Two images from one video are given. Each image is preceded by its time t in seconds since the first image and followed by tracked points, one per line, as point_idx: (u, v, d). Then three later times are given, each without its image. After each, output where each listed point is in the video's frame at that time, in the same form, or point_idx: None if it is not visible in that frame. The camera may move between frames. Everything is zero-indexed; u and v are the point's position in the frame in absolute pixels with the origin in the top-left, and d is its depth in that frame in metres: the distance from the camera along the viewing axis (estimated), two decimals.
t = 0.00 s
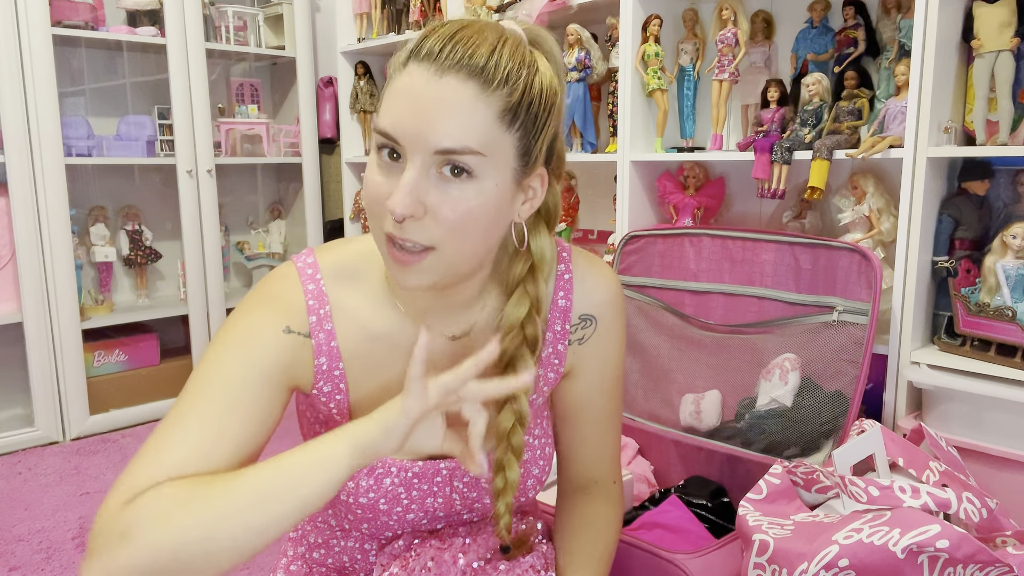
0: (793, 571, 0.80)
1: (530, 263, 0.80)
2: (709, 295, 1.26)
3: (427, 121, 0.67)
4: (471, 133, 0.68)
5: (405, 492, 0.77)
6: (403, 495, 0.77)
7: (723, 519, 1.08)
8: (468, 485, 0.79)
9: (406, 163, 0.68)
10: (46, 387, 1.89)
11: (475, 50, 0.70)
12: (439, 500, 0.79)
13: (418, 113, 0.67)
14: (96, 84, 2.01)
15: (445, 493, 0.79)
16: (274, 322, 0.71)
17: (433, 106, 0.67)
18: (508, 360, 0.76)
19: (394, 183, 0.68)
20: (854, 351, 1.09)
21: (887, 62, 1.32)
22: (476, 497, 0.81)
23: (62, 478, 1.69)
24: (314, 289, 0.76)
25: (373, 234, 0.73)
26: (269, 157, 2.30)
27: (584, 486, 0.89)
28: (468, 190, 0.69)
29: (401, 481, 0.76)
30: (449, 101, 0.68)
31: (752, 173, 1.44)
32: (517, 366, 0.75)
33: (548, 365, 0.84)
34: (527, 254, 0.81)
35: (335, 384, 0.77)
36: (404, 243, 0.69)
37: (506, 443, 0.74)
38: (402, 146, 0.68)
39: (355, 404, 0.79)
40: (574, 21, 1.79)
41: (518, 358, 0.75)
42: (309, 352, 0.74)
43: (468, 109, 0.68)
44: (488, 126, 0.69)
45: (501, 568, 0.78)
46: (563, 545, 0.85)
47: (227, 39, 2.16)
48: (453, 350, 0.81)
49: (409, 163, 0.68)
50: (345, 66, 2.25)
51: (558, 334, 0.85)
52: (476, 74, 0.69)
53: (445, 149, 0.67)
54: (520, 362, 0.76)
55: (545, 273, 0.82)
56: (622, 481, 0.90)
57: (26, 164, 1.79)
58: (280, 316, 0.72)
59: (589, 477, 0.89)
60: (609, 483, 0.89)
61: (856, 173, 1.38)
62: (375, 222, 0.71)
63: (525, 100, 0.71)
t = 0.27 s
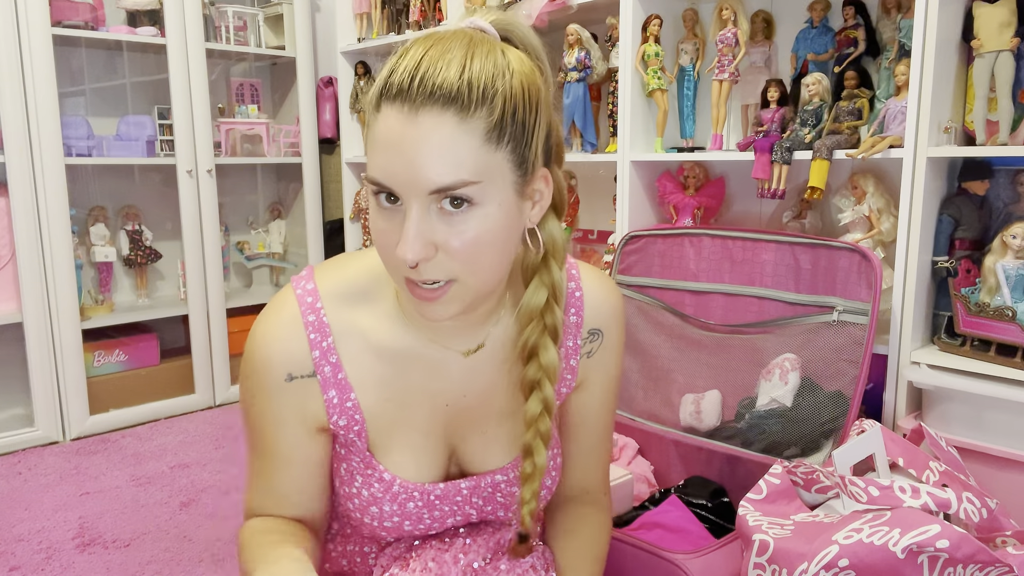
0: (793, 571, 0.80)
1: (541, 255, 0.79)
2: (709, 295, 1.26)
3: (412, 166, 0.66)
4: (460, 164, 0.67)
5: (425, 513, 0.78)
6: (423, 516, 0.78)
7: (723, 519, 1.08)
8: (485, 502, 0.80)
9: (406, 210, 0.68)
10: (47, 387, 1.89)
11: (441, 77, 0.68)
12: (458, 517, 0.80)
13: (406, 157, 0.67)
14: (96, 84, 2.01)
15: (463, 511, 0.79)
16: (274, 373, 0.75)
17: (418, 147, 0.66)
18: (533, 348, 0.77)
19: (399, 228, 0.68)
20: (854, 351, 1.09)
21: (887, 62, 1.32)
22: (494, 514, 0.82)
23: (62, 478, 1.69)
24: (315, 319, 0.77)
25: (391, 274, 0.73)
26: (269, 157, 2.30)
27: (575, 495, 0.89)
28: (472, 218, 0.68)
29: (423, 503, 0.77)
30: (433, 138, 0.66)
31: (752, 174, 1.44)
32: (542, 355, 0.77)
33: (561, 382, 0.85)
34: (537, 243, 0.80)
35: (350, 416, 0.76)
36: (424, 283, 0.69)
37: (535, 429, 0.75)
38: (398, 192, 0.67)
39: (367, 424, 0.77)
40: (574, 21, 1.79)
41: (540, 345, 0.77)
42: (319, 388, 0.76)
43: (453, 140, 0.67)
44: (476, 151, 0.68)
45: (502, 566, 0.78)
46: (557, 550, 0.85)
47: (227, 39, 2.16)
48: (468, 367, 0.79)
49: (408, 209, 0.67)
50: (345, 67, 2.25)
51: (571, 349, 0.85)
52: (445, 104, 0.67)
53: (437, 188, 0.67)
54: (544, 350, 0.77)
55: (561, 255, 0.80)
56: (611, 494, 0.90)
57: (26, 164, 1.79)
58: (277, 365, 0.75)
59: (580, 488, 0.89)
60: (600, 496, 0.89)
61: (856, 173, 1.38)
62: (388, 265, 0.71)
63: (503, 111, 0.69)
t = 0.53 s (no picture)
0: (793, 571, 0.80)
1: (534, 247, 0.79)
2: (709, 295, 1.27)
3: (425, 156, 0.66)
4: (470, 156, 0.67)
5: (421, 502, 0.78)
6: (418, 505, 0.78)
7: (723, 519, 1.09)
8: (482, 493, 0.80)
9: (414, 200, 0.68)
10: (46, 387, 1.89)
11: (453, 69, 0.68)
12: (452, 506, 0.79)
13: (416, 148, 0.66)
14: (96, 84, 2.01)
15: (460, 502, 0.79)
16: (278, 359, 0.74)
17: (428, 138, 0.66)
18: (522, 344, 0.78)
19: (406, 219, 0.68)
20: (854, 351, 1.09)
21: (887, 62, 1.32)
22: (490, 501, 0.81)
23: (62, 478, 1.69)
24: (320, 307, 0.77)
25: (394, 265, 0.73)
26: (269, 157, 2.30)
27: (578, 492, 0.88)
28: (478, 211, 0.69)
29: (417, 491, 0.77)
30: (443, 130, 0.67)
31: (752, 174, 1.44)
32: (531, 350, 0.77)
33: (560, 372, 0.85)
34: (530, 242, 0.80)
35: (348, 402, 0.77)
36: (427, 274, 0.69)
37: (527, 423, 0.76)
38: (406, 182, 0.67)
39: (365, 413, 0.78)
40: (574, 21, 1.79)
41: (530, 341, 0.77)
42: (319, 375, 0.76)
43: (463, 132, 0.67)
44: (486, 144, 0.68)
45: (507, 568, 0.78)
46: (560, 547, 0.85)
47: (227, 39, 2.16)
48: (467, 357, 0.80)
49: (416, 200, 0.67)
50: (344, 66, 2.25)
51: (569, 341, 0.85)
52: (460, 96, 0.67)
53: (447, 179, 0.67)
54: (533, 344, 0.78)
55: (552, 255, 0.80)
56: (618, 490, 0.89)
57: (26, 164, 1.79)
58: (281, 348, 0.74)
59: (585, 484, 0.89)
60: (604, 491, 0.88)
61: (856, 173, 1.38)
62: (392, 255, 0.71)
63: (515, 107, 0.70)
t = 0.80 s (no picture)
0: (793, 571, 0.80)
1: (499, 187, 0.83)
2: (709, 295, 1.27)
3: (402, 113, 0.69)
4: (443, 104, 0.70)
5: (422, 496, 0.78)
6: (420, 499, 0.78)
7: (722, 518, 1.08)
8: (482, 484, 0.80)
9: (399, 150, 0.70)
10: (46, 387, 1.89)
11: (418, 39, 0.71)
12: (456, 499, 0.80)
13: (396, 104, 0.69)
14: (96, 84, 2.01)
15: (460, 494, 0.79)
16: (291, 286, 0.75)
17: (406, 96, 0.69)
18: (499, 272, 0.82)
19: (395, 167, 0.70)
20: (854, 351, 1.09)
21: (887, 62, 1.32)
22: (491, 494, 0.83)
23: (62, 478, 1.69)
24: (326, 244, 0.78)
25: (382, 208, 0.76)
26: (269, 157, 2.30)
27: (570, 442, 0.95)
28: (457, 153, 0.72)
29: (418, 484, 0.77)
30: (417, 89, 0.69)
31: (752, 174, 1.44)
32: (508, 276, 0.82)
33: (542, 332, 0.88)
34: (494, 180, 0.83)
35: (354, 328, 0.76)
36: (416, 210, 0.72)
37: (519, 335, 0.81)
38: (390, 133, 0.69)
39: (369, 341, 0.76)
40: (574, 21, 1.79)
41: (507, 269, 0.82)
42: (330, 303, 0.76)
43: (435, 88, 0.70)
44: (456, 98, 0.71)
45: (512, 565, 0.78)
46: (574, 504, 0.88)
47: (227, 39, 2.16)
48: (458, 290, 0.82)
49: (402, 149, 0.70)
50: (344, 67, 2.25)
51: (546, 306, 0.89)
52: (427, 60, 0.70)
53: (426, 126, 0.70)
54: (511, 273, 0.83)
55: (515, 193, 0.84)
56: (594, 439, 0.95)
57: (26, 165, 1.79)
58: (292, 280, 0.75)
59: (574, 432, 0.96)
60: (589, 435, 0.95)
61: (856, 173, 1.38)
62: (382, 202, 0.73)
63: (476, 68, 0.73)
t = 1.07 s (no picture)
0: (793, 571, 0.80)
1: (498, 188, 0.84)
2: (709, 295, 1.26)
3: (399, 115, 0.69)
4: (440, 107, 0.70)
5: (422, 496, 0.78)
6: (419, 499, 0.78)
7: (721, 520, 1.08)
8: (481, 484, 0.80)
9: (396, 153, 0.70)
10: (47, 387, 1.89)
11: (416, 41, 0.71)
12: (455, 499, 0.80)
13: (393, 107, 0.69)
14: (96, 84, 2.01)
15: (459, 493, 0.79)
16: (287, 287, 0.75)
17: (403, 98, 0.69)
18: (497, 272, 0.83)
19: (392, 170, 0.70)
20: (854, 351, 1.09)
21: (887, 62, 1.32)
22: (491, 494, 0.83)
23: (62, 478, 1.69)
24: (323, 246, 0.78)
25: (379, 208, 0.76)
26: (269, 157, 2.30)
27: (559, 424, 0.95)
28: (453, 156, 0.72)
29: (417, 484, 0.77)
30: (415, 91, 0.69)
31: (752, 173, 1.44)
32: (507, 277, 0.83)
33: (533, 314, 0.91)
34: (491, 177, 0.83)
35: (352, 331, 0.76)
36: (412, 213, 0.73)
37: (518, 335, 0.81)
38: (387, 136, 0.70)
39: (365, 343, 0.76)
40: (575, 21, 1.79)
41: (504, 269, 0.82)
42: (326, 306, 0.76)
43: (432, 91, 0.70)
44: (453, 100, 0.71)
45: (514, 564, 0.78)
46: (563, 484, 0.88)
47: (227, 39, 2.16)
48: (455, 291, 0.82)
49: (399, 151, 0.70)
50: (344, 67, 2.25)
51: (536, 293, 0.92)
52: (425, 62, 0.70)
53: (423, 128, 0.70)
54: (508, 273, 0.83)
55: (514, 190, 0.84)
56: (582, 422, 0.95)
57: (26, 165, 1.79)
58: (290, 281, 0.75)
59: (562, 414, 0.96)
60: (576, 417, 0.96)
61: (856, 173, 1.38)
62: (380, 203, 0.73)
63: (473, 69, 0.73)
